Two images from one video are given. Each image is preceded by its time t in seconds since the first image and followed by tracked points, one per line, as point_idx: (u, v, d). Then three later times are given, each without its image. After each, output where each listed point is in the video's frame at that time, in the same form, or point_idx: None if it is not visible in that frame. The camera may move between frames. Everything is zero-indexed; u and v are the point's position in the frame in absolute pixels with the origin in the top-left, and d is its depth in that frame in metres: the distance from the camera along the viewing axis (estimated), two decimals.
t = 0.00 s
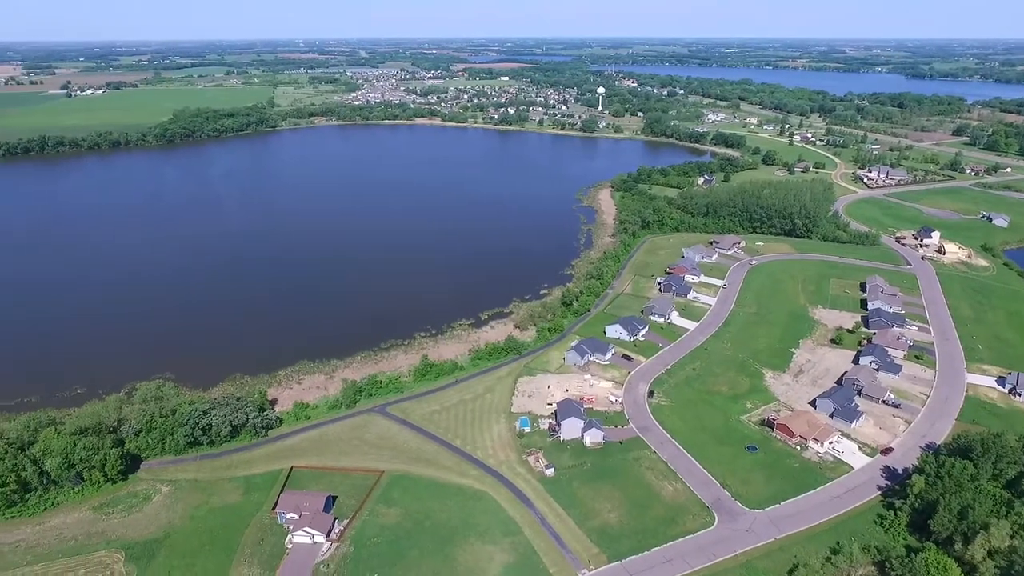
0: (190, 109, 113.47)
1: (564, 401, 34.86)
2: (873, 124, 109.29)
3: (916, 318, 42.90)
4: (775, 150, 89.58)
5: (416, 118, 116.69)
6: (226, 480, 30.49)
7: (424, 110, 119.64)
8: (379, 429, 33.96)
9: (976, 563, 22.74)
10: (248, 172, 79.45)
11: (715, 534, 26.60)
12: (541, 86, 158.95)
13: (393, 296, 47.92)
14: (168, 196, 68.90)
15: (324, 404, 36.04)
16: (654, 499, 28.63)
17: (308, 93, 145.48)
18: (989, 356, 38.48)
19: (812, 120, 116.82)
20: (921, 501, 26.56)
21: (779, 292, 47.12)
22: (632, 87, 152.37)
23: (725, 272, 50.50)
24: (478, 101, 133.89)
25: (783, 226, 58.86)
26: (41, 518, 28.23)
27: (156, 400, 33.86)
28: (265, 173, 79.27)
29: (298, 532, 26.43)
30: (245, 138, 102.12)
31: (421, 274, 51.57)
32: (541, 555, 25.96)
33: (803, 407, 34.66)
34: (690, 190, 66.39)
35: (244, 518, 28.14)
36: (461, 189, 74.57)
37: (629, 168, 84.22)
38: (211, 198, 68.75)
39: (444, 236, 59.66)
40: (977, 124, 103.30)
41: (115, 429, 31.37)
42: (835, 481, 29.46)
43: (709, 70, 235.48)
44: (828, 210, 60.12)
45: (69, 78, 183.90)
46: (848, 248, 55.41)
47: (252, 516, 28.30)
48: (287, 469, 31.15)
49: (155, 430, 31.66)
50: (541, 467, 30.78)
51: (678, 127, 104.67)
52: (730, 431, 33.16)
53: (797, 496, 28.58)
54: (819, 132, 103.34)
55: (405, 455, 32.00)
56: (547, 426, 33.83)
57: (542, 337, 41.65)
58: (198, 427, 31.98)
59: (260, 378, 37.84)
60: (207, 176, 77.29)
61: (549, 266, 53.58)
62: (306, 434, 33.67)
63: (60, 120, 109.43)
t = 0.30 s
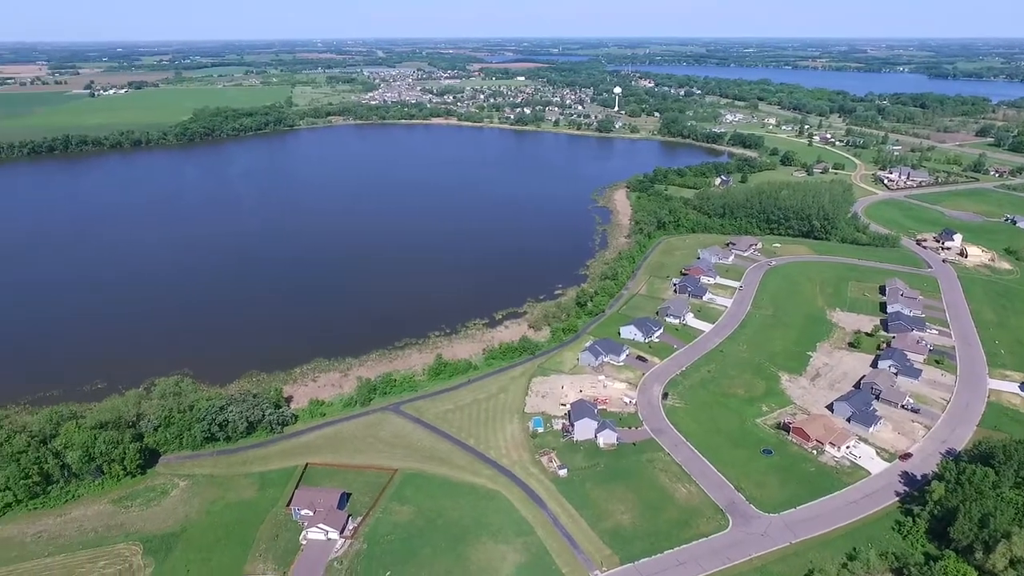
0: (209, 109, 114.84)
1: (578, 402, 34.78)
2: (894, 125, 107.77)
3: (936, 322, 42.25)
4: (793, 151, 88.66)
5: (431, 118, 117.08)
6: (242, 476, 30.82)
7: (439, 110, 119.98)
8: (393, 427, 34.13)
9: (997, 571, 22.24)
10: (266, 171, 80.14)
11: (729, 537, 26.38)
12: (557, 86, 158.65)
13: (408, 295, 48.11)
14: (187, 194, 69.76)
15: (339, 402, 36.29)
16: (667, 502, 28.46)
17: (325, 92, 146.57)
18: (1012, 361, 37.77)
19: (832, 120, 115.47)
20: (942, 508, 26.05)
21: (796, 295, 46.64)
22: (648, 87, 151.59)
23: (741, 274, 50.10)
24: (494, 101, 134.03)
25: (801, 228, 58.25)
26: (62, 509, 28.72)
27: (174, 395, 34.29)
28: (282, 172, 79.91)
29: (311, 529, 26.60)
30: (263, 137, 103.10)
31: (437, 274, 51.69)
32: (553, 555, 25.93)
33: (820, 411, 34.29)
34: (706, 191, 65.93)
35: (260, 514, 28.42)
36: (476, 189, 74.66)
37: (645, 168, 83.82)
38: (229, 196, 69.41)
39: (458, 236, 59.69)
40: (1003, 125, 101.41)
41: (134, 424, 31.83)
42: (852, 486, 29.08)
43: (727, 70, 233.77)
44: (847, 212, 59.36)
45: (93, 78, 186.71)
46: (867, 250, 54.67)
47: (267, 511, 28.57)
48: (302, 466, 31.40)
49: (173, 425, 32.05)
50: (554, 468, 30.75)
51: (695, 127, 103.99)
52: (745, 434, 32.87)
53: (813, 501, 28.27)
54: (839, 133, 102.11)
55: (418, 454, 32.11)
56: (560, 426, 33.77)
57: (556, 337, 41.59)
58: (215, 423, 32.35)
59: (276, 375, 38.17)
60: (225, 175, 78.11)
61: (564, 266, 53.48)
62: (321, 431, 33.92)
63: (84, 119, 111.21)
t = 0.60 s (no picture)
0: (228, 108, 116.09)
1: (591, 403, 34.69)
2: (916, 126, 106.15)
3: (957, 326, 41.60)
4: (812, 152, 87.73)
5: (447, 117, 117.37)
6: (256, 472, 31.10)
7: (455, 109, 120.25)
8: (406, 425, 34.26)
9: None
10: (283, 170, 80.85)
11: (743, 541, 26.18)
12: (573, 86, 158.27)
13: (423, 294, 48.22)
14: (205, 193, 70.55)
15: (353, 400, 36.50)
16: (680, 504, 28.31)
17: (342, 92, 147.50)
18: None
19: (851, 121, 114.17)
20: (960, 516, 25.57)
21: (813, 297, 46.15)
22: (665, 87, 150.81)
23: (757, 276, 49.67)
24: (510, 101, 134.08)
25: (819, 229, 57.59)
26: (81, 502, 29.17)
27: (192, 391, 34.67)
28: (299, 171, 80.58)
29: (325, 525, 26.79)
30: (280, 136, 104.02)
31: (451, 274, 51.75)
32: (565, 556, 25.90)
33: (837, 415, 33.92)
34: (723, 191, 65.44)
35: (274, 510, 28.67)
36: (491, 189, 74.72)
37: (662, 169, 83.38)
38: (246, 195, 70.08)
39: (473, 236, 59.72)
40: None
41: (152, 419, 32.24)
42: (868, 491, 28.72)
43: (745, 70, 232.07)
44: (866, 214, 58.58)
45: (115, 78, 189.42)
46: (887, 253, 53.95)
47: (281, 507, 28.80)
48: (316, 463, 31.64)
49: (190, 420, 32.40)
50: (567, 468, 30.70)
51: (712, 128, 103.30)
52: (760, 437, 32.60)
53: (829, 506, 27.96)
54: (859, 134, 100.83)
55: (431, 452, 32.18)
56: (573, 426, 33.73)
57: (571, 338, 41.49)
58: (231, 419, 32.66)
59: (291, 373, 38.46)
60: (243, 174, 78.89)
61: (579, 267, 53.33)
62: (335, 429, 34.11)
63: (106, 118, 112.94)
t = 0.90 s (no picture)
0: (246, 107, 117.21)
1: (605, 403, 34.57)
2: (938, 126, 104.60)
3: (978, 331, 40.94)
4: (830, 153, 86.80)
5: (462, 117, 117.62)
6: (271, 468, 31.34)
7: (470, 109, 120.44)
8: (420, 424, 34.36)
9: None
10: (299, 169, 81.42)
11: (756, 545, 25.97)
12: (589, 86, 157.91)
13: (437, 294, 48.32)
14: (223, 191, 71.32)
15: (367, 398, 36.69)
16: (694, 507, 28.13)
17: (359, 91, 148.36)
18: None
19: (871, 122, 112.81)
20: (980, 523, 25.08)
21: (830, 300, 45.67)
22: (682, 87, 150.04)
23: (774, 278, 49.22)
24: (525, 101, 134.12)
25: (837, 231, 56.93)
26: (100, 495, 29.60)
27: (208, 387, 35.03)
28: (315, 170, 81.07)
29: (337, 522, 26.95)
30: (297, 135, 104.83)
31: (465, 273, 51.85)
32: (577, 557, 25.84)
33: (854, 419, 33.54)
34: (739, 192, 64.91)
35: (288, 506, 28.90)
36: (505, 188, 74.73)
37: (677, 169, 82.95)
38: (262, 194, 70.70)
39: (487, 235, 59.74)
40: None
41: (170, 414, 32.64)
42: (885, 496, 28.34)
43: (762, 70, 230.35)
44: (886, 216, 57.80)
45: (137, 77, 191.96)
46: (906, 256, 53.21)
47: (295, 503, 29.03)
48: (330, 460, 31.84)
49: (206, 416, 32.74)
50: (580, 469, 30.63)
51: (729, 128, 102.56)
52: (774, 440, 32.30)
53: (844, 511, 27.63)
54: (878, 135, 99.62)
55: (444, 452, 32.24)
56: (586, 427, 33.65)
57: (585, 338, 41.40)
58: (247, 416, 32.98)
59: (307, 370, 38.76)
60: (260, 173, 79.59)
61: (594, 267, 53.20)
62: (349, 427, 34.30)
63: (127, 117, 114.49)
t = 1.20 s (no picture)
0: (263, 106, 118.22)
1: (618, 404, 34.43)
2: (960, 127, 103.01)
3: (999, 336, 40.28)
4: (849, 154, 85.84)
5: (477, 117, 117.76)
6: (284, 465, 31.58)
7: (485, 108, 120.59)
8: (432, 423, 34.46)
9: None
10: (315, 168, 81.99)
11: (769, 549, 25.75)
12: (604, 87, 157.51)
13: (449, 293, 48.38)
14: (239, 190, 71.98)
15: (381, 396, 36.85)
16: (707, 509, 27.95)
17: (375, 91, 149.12)
18: None
19: (890, 123, 111.49)
20: (999, 531, 24.61)
21: (847, 302, 45.16)
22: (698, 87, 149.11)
23: (790, 280, 48.77)
24: (540, 100, 134.03)
25: (855, 233, 56.28)
26: (117, 489, 30.00)
27: (223, 384, 35.35)
28: (331, 170, 81.57)
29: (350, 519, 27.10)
30: (313, 134, 105.55)
31: (478, 273, 51.90)
32: (588, 558, 25.77)
33: (870, 424, 33.14)
34: (755, 193, 64.42)
35: (301, 502, 29.09)
36: (518, 188, 74.70)
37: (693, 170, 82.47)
38: (278, 192, 71.30)
39: (500, 235, 59.75)
40: None
41: (186, 410, 32.99)
42: (902, 502, 27.98)
43: (779, 70, 228.37)
44: (905, 218, 57.04)
45: (157, 77, 194.07)
46: (926, 259, 52.48)
47: (308, 500, 29.23)
48: (343, 457, 32.03)
49: (222, 412, 33.06)
50: (592, 470, 30.53)
51: (745, 128, 101.74)
52: (789, 444, 31.99)
53: (860, 516, 27.31)
54: (898, 136, 98.35)
55: (455, 451, 32.27)
56: (598, 428, 33.55)
57: (598, 339, 41.29)
58: (261, 412, 33.25)
59: (321, 368, 39.01)
60: (276, 172, 80.27)
61: (609, 267, 53.02)
62: (362, 425, 34.46)
63: (147, 116, 116.00)
